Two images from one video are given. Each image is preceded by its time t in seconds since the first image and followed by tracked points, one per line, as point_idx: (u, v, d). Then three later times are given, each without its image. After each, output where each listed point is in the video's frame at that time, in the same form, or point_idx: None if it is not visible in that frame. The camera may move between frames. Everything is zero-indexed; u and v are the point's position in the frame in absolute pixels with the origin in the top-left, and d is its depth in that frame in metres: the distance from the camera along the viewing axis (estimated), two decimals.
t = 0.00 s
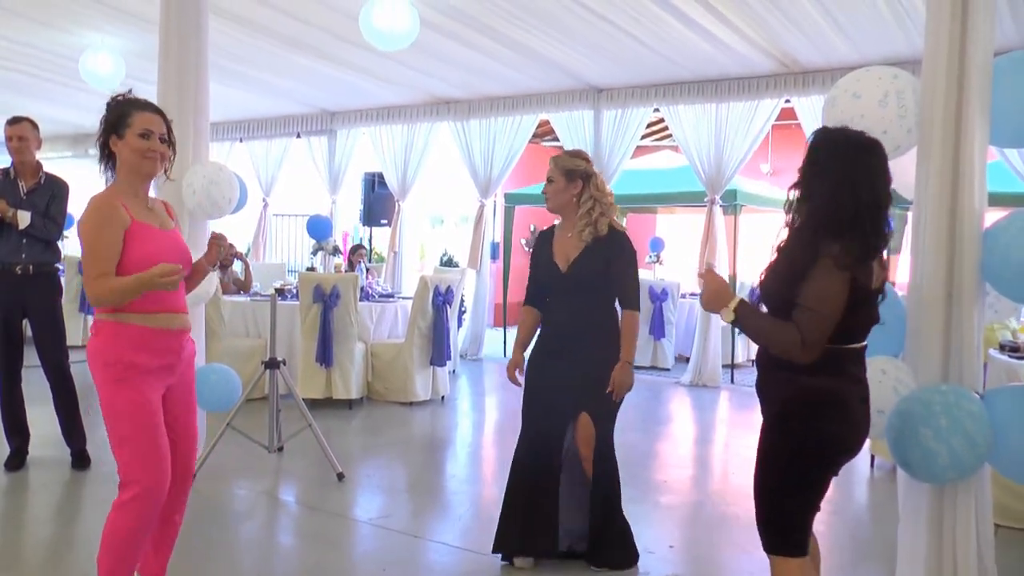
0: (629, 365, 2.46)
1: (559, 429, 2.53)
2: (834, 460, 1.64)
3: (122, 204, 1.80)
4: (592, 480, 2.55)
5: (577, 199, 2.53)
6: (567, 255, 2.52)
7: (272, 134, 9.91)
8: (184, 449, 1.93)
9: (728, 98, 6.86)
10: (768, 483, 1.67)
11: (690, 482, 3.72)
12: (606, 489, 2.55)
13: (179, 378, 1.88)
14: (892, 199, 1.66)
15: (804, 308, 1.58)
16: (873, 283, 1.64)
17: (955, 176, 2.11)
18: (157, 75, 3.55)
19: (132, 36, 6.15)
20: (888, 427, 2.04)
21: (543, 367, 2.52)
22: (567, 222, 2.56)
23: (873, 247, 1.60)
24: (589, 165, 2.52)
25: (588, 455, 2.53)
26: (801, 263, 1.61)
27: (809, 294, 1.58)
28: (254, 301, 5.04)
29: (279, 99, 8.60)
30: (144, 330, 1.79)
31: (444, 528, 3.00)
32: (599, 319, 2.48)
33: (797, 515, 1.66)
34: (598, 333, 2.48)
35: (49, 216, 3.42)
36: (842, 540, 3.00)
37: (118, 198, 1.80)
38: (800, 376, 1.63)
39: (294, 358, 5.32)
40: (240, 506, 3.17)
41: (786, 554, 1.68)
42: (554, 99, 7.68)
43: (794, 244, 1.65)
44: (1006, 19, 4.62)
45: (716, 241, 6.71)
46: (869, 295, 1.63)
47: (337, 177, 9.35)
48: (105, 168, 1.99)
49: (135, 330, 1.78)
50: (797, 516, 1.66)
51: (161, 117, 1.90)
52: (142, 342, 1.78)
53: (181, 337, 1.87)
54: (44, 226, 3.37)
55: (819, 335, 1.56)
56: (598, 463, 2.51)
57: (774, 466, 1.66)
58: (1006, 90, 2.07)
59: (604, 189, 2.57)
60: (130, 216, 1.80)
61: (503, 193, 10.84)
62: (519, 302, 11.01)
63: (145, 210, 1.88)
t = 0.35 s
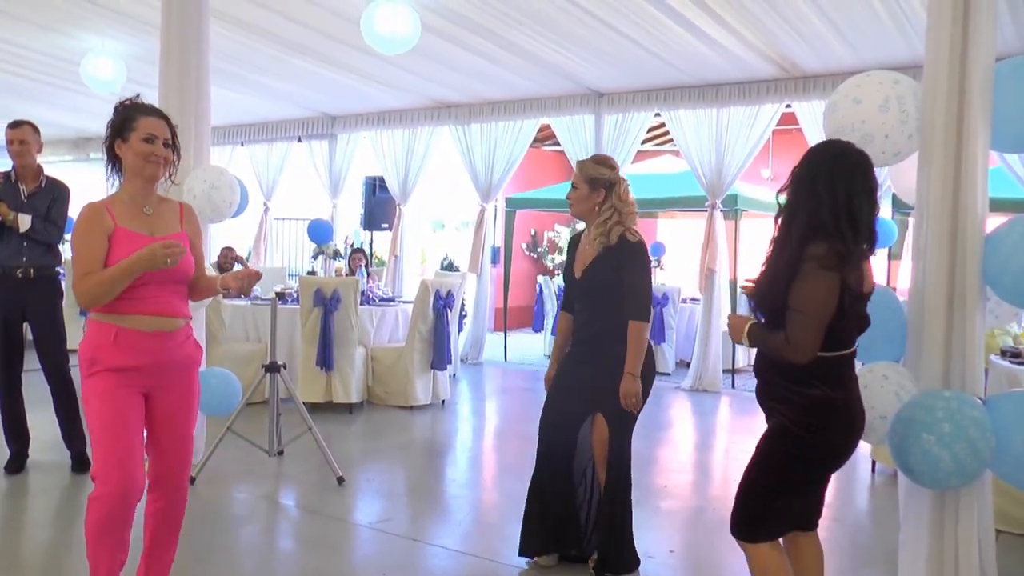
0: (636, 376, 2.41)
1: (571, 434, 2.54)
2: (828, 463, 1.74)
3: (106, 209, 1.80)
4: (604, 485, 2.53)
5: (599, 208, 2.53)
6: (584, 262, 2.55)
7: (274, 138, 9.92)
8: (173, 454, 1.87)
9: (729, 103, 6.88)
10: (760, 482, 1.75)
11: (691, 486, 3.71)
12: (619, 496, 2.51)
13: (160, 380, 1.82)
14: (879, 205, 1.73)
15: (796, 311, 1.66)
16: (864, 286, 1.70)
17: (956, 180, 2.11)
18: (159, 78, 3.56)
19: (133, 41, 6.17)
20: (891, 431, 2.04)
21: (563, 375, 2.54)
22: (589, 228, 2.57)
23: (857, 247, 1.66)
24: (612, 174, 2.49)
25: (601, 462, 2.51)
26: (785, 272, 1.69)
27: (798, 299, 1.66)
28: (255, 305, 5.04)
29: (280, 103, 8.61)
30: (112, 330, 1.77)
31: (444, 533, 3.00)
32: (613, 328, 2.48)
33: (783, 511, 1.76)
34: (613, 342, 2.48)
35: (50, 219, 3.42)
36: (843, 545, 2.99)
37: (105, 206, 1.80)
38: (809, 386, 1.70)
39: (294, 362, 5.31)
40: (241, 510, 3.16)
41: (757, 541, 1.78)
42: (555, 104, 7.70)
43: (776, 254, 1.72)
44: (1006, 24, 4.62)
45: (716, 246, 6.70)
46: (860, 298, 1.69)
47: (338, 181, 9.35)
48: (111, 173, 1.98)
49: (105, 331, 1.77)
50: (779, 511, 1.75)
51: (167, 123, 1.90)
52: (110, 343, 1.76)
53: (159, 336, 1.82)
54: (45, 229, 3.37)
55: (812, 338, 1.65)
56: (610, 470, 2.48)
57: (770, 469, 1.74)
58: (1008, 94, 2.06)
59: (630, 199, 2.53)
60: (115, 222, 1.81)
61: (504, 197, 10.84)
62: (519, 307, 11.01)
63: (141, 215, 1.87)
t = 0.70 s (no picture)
0: (608, 372, 2.40)
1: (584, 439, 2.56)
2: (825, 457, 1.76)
3: (108, 199, 1.80)
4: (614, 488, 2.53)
5: (618, 209, 2.51)
6: (597, 259, 2.53)
7: (282, 139, 9.96)
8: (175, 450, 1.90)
9: (737, 104, 6.85)
10: (757, 483, 1.76)
11: (698, 489, 3.70)
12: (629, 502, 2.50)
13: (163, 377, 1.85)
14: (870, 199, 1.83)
15: (836, 296, 1.68)
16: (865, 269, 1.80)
17: (967, 182, 2.09)
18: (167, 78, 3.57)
19: (142, 42, 6.20)
20: (901, 433, 2.03)
21: (573, 372, 2.54)
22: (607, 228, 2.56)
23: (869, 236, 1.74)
24: (636, 177, 2.47)
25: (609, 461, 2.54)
26: (807, 267, 1.72)
27: (827, 289, 1.70)
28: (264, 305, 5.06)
29: (288, 105, 8.64)
30: (121, 328, 1.77)
31: (451, 534, 3.00)
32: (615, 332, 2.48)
33: (782, 510, 1.76)
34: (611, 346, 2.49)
35: (60, 219, 3.44)
36: (851, 548, 2.98)
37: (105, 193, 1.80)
38: (805, 381, 1.74)
39: (302, 363, 5.32)
40: (248, 511, 3.17)
41: (749, 539, 1.79)
42: (563, 105, 7.69)
43: (793, 251, 1.74)
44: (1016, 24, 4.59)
45: (724, 248, 6.68)
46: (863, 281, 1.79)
47: (346, 183, 9.38)
48: (93, 170, 1.98)
49: (113, 328, 1.77)
50: (776, 510, 1.76)
51: (159, 117, 1.93)
52: (117, 342, 1.76)
53: (164, 334, 1.84)
54: (55, 230, 3.39)
55: (857, 318, 1.68)
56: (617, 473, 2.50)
57: (767, 470, 1.75)
58: (1019, 93, 2.05)
59: (651, 203, 2.52)
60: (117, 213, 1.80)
61: (512, 199, 10.83)
62: (527, 308, 11.01)
63: (136, 208, 1.87)
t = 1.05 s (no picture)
0: (638, 375, 2.37)
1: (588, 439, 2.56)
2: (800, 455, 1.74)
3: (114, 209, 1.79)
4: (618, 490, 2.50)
5: (626, 210, 2.50)
6: (604, 261, 2.53)
7: (292, 140, 10.00)
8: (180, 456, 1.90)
9: (747, 104, 6.82)
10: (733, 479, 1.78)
11: (708, 490, 3.68)
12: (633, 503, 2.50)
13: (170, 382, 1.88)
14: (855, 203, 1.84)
15: (813, 302, 1.71)
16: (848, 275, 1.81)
17: (979, 184, 2.07)
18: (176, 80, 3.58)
19: (152, 44, 6.24)
20: (910, 435, 2.01)
21: (579, 378, 2.52)
22: (614, 229, 2.55)
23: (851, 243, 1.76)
24: (641, 180, 2.47)
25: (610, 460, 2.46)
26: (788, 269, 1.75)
27: (808, 295, 1.72)
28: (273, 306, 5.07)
29: (297, 106, 8.67)
30: (136, 334, 1.79)
31: (460, 535, 2.99)
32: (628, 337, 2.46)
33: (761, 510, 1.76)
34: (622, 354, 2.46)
35: (70, 221, 3.45)
36: (862, 550, 2.96)
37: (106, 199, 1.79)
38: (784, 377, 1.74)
39: (311, 364, 5.33)
40: (257, 512, 3.17)
41: (756, 547, 1.77)
42: (572, 105, 7.68)
43: (776, 252, 1.78)
44: None
45: (734, 248, 6.66)
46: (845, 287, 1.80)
47: (355, 183, 9.39)
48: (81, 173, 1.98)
49: (128, 334, 1.78)
50: (759, 509, 1.75)
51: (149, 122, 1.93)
52: (134, 348, 1.79)
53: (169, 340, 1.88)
54: (66, 232, 3.41)
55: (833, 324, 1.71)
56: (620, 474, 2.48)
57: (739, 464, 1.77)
58: None
59: (657, 204, 2.51)
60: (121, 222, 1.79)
61: (521, 199, 10.83)
62: (536, 309, 11.00)
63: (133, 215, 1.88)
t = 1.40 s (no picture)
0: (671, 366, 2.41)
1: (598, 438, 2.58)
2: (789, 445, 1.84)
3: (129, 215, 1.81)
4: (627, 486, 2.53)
5: (624, 204, 2.51)
6: (608, 256, 2.52)
7: (298, 138, 10.01)
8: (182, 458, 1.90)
9: (753, 101, 6.79)
10: (733, 470, 1.86)
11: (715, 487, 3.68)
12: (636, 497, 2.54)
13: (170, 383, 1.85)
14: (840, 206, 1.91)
15: (776, 300, 1.78)
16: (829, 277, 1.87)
17: (987, 180, 2.05)
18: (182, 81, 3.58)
19: (158, 43, 6.24)
20: (917, 433, 2.00)
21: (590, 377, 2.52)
22: (613, 224, 2.55)
23: (831, 245, 1.84)
24: (640, 172, 2.48)
25: (623, 457, 2.50)
26: (768, 263, 1.82)
27: (776, 293, 1.78)
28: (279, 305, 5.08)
29: (303, 104, 8.68)
30: (132, 335, 1.77)
31: (467, 533, 2.99)
32: (641, 331, 2.45)
33: (760, 499, 1.85)
34: (643, 348, 2.45)
35: (78, 220, 3.47)
36: (869, 548, 2.94)
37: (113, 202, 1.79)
38: (767, 371, 1.83)
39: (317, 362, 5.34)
40: (264, 510, 3.18)
41: (754, 535, 1.86)
42: (578, 103, 7.66)
43: (760, 245, 1.85)
44: None
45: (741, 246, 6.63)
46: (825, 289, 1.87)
47: (361, 181, 9.39)
48: (92, 173, 1.97)
49: (126, 334, 1.77)
50: (760, 499, 1.85)
51: (156, 120, 1.93)
52: (130, 347, 1.77)
53: (174, 340, 1.84)
54: (74, 231, 3.43)
55: (791, 326, 1.77)
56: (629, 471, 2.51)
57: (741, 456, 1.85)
58: None
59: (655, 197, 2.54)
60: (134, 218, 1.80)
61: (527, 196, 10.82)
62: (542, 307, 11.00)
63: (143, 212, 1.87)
